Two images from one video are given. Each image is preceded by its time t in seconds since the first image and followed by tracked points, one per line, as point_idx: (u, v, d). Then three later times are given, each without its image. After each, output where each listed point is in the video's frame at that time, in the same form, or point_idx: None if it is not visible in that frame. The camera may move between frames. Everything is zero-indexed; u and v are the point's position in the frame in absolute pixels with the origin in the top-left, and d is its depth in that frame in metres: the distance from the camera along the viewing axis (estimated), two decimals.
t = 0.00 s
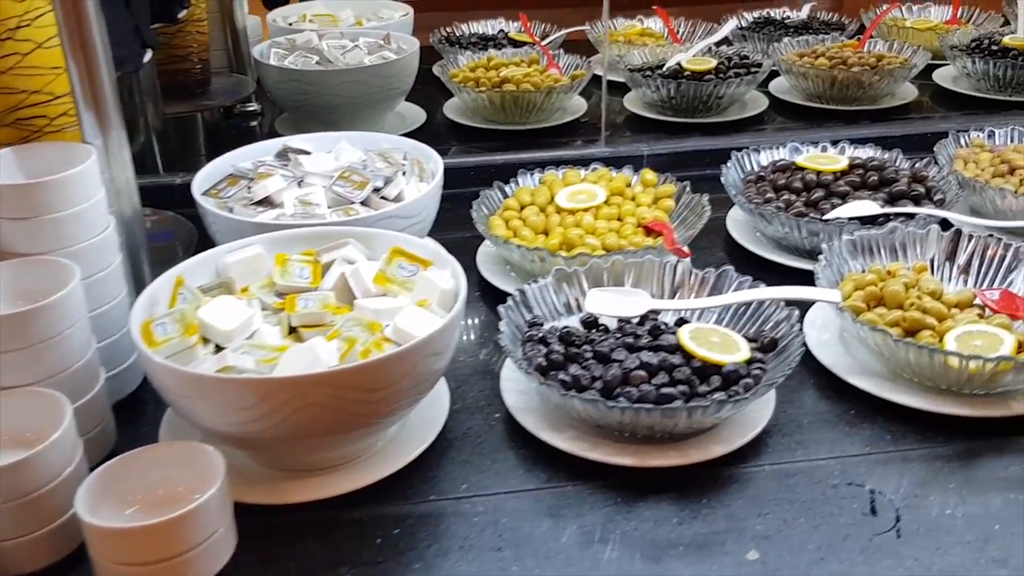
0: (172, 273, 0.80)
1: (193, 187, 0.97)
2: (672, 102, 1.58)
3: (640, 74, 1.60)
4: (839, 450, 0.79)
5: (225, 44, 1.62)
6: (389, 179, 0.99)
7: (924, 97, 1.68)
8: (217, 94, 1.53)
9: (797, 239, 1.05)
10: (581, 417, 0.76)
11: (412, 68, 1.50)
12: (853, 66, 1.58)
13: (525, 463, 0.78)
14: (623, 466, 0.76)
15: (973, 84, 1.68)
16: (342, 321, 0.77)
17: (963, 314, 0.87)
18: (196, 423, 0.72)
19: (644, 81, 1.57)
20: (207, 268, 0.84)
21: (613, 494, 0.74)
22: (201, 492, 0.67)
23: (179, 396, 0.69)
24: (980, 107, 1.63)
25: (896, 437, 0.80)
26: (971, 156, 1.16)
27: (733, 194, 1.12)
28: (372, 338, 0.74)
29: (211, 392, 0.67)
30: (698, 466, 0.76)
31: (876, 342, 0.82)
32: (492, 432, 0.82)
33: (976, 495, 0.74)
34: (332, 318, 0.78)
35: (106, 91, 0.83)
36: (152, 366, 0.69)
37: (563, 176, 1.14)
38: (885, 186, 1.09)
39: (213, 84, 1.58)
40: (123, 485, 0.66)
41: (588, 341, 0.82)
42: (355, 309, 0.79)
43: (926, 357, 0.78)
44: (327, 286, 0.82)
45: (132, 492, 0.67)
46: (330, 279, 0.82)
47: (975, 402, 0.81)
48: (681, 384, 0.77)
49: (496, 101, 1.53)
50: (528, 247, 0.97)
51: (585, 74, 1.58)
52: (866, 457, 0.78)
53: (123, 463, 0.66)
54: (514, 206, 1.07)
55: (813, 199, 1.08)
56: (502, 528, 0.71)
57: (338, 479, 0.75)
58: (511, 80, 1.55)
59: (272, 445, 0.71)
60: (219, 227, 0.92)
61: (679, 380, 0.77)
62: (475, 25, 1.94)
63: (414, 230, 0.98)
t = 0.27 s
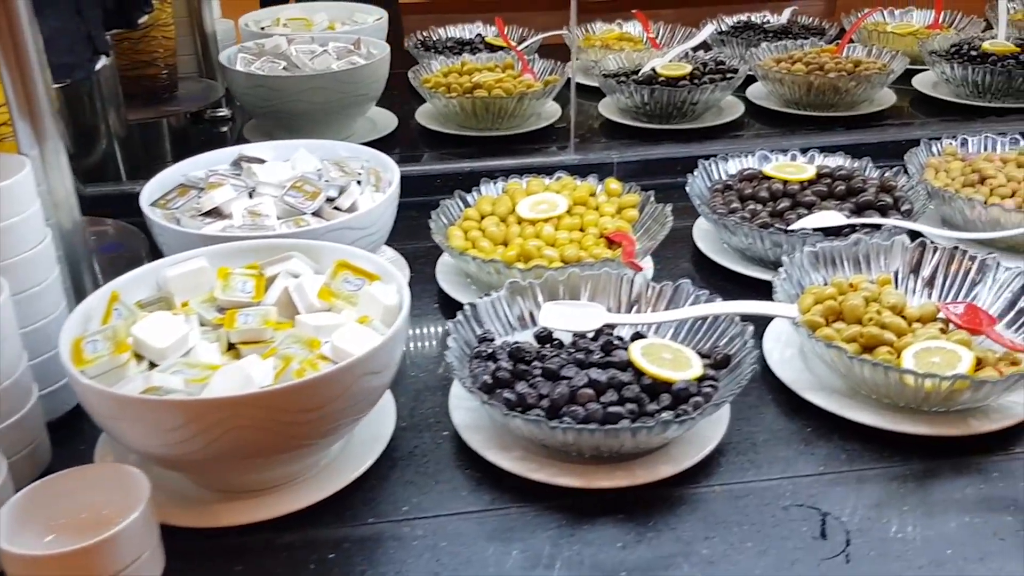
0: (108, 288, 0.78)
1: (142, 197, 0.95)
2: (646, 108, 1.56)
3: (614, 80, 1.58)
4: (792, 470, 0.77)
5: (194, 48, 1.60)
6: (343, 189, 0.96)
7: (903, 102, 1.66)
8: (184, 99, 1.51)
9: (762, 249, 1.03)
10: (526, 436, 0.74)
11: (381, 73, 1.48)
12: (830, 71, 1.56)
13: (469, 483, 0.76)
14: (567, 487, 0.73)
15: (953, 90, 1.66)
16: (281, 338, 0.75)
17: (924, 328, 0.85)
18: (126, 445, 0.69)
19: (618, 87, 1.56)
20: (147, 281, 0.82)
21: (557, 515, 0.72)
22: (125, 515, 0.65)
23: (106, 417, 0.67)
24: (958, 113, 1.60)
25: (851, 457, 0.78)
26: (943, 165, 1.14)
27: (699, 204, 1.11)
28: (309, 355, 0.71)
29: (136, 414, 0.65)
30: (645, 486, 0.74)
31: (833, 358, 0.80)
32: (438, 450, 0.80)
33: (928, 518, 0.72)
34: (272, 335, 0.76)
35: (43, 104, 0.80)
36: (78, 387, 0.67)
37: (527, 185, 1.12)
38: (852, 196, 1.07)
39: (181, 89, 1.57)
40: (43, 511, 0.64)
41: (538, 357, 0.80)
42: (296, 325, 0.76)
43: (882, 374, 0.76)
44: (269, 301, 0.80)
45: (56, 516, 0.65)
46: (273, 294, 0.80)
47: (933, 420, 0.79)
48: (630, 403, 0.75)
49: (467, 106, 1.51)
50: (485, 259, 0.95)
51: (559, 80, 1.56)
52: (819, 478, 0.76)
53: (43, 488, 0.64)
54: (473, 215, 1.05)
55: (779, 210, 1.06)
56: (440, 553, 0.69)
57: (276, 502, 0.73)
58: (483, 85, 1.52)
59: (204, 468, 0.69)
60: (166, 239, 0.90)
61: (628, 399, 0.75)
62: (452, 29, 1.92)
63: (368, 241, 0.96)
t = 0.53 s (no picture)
0: (53, 298, 0.77)
1: (96, 205, 0.94)
2: (620, 113, 1.55)
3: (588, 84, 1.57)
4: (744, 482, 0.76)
5: (166, 52, 1.60)
6: (300, 196, 0.96)
7: (879, 107, 1.66)
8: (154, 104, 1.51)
9: (724, 256, 1.02)
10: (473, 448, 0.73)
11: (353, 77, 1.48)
12: (804, 76, 1.55)
13: (417, 495, 0.76)
14: (512, 499, 0.72)
15: (928, 94, 1.65)
16: (226, 349, 0.74)
17: (881, 337, 0.84)
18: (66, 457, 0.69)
19: (592, 91, 1.55)
20: (95, 290, 0.81)
21: (503, 528, 0.72)
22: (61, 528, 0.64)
23: (43, 431, 0.66)
24: (934, 118, 1.60)
25: (803, 468, 0.78)
26: (909, 171, 1.14)
27: (664, 211, 1.10)
28: (252, 367, 0.71)
29: (72, 427, 0.64)
30: (593, 498, 0.74)
31: (786, 369, 0.80)
32: (388, 462, 0.80)
33: (877, 530, 0.71)
34: (219, 345, 0.75)
35: None
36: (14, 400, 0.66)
37: (492, 191, 1.11)
38: (817, 203, 1.07)
39: (152, 94, 1.56)
40: None
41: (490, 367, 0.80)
42: (243, 335, 0.76)
43: (834, 384, 0.76)
44: (217, 311, 0.79)
45: None
46: (222, 303, 0.79)
47: (887, 431, 0.79)
48: (579, 414, 0.74)
49: (439, 111, 1.50)
50: (443, 267, 0.95)
51: (532, 84, 1.56)
52: (770, 489, 0.75)
53: None
54: (435, 221, 1.04)
55: (743, 216, 1.05)
56: (383, 567, 0.69)
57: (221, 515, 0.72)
58: (456, 89, 1.52)
59: (144, 481, 0.68)
60: (118, 247, 0.90)
61: (577, 410, 0.74)
62: (430, 33, 1.92)
63: (325, 248, 0.95)
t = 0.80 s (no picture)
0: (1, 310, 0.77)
1: (54, 214, 0.94)
2: (594, 119, 1.55)
3: (562, 90, 1.57)
4: (696, 492, 0.76)
5: (139, 59, 1.59)
6: (260, 205, 0.95)
7: (855, 112, 1.66)
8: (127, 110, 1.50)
9: (687, 263, 1.03)
10: (421, 460, 0.73)
11: (324, 84, 1.48)
12: (779, 82, 1.55)
13: (367, 506, 0.75)
14: (459, 511, 0.72)
15: (904, 100, 1.65)
16: (173, 360, 0.74)
17: (837, 346, 0.84)
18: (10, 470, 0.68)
19: (567, 97, 1.55)
20: (47, 301, 0.81)
21: (451, 540, 0.71)
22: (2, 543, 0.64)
23: None
24: (909, 123, 1.60)
25: (756, 478, 0.77)
26: (876, 177, 1.14)
27: (629, 219, 1.10)
28: (197, 379, 0.70)
29: (12, 441, 0.64)
30: (543, 509, 0.73)
31: (739, 378, 0.80)
32: (341, 473, 0.79)
33: (826, 540, 0.71)
34: (168, 356, 0.75)
35: None
36: None
37: (458, 198, 1.11)
38: (781, 210, 1.07)
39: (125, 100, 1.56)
40: None
41: (443, 377, 0.79)
42: (192, 346, 0.75)
43: (786, 394, 0.76)
44: (168, 322, 0.78)
45: None
46: (173, 314, 0.79)
47: (841, 440, 0.79)
48: (529, 425, 0.73)
49: (412, 117, 1.50)
50: (403, 275, 0.94)
51: (506, 89, 1.55)
52: (721, 499, 0.75)
53: None
54: (398, 229, 1.03)
55: (707, 223, 1.06)
56: None
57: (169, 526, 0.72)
58: (429, 95, 1.51)
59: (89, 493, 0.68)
60: (73, 255, 0.89)
61: (528, 421, 0.73)
62: (408, 38, 1.91)
63: (284, 256, 0.95)
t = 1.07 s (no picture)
0: None
1: None
2: (561, 122, 1.55)
3: (530, 93, 1.56)
4: (634, 499, 0.76)
5: (105, 62, 1.59)
6: (207, 210, 0.95)
7: (824, 115, 1.65)
8: (91, 113, 1.50)
9: (640, 268, 1.02)
10: (356, 468, 0.72)
11: (287, 88, 1.47)
12: (746, 85, 1.55)
13: (302, 515, 0.75)
14: (394, 519, 0.72)
15: (872, 103, 1.65)
16: (107, 367, 0.73)
17: (782, 352, 0.84)
18: None
19: (533, 101, 1.54)
20: None
21: (384, 548, 0.71)
22: None
23: None
24: (877, 126, 1.59)
25: (695, 485, 0.77)
26: (833, 182, 1.14)
27: (585, 223, 1.09)
28: (128, 386, 0.70)
29: None
30: (478, 517, 0.73)
31: (681, 384, 0.79)
32: (279, 480, 0.79)
33: (760, 547, 0.70)
34: (103, 363, 0.74)
35: None
36: None
37: (414, 202, 1.10)
38: (736, 215, 1.07)
39: (90, 103, 1.55)
40: None
41: (382, 384, 0.79)
42: (127, 353, 0.75)
43: (725, 400, 0.75)
44: (105, 329, 0.78)
45: None
46: (111, 321, 0.78)
47: (782, 446, 0.78)
48: (466, 432, 0.73)
49: (378, 119, 1.49)
50: (351, 280, 0.94)
51: (472, 92, 1.54)
52: (659, 506, 0.75)
53: None
54: (350, 233, 1.02)
55: (661, 228, 1.05)
56: None
57: (102, 535, 0.72)
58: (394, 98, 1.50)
59: (17, 502, 0.67)
60: (15, 260, 0.89)
61: (464, 428, 0.73)
62: (380, 40, 1.90)
63: (231, 262, 0.94)
